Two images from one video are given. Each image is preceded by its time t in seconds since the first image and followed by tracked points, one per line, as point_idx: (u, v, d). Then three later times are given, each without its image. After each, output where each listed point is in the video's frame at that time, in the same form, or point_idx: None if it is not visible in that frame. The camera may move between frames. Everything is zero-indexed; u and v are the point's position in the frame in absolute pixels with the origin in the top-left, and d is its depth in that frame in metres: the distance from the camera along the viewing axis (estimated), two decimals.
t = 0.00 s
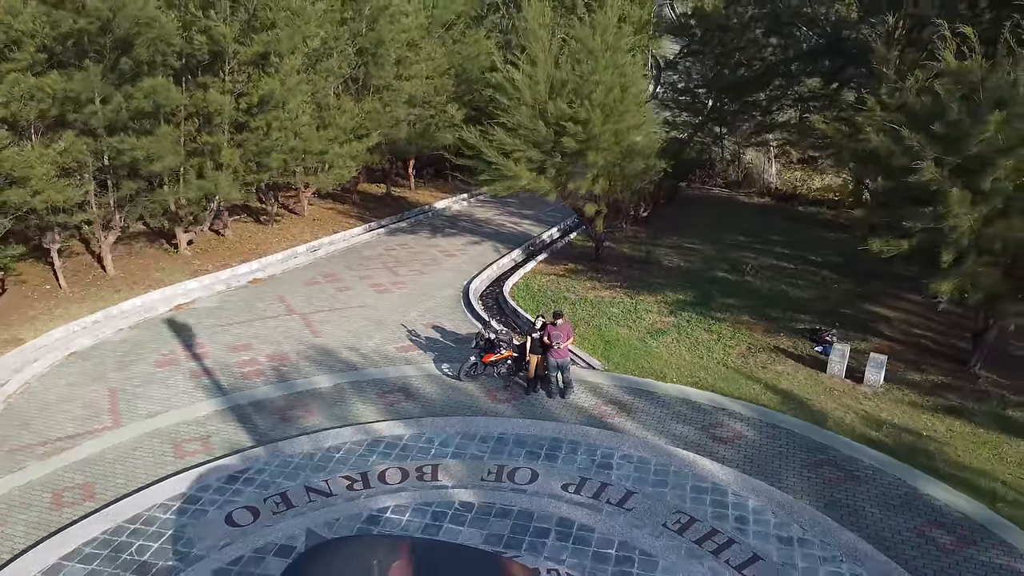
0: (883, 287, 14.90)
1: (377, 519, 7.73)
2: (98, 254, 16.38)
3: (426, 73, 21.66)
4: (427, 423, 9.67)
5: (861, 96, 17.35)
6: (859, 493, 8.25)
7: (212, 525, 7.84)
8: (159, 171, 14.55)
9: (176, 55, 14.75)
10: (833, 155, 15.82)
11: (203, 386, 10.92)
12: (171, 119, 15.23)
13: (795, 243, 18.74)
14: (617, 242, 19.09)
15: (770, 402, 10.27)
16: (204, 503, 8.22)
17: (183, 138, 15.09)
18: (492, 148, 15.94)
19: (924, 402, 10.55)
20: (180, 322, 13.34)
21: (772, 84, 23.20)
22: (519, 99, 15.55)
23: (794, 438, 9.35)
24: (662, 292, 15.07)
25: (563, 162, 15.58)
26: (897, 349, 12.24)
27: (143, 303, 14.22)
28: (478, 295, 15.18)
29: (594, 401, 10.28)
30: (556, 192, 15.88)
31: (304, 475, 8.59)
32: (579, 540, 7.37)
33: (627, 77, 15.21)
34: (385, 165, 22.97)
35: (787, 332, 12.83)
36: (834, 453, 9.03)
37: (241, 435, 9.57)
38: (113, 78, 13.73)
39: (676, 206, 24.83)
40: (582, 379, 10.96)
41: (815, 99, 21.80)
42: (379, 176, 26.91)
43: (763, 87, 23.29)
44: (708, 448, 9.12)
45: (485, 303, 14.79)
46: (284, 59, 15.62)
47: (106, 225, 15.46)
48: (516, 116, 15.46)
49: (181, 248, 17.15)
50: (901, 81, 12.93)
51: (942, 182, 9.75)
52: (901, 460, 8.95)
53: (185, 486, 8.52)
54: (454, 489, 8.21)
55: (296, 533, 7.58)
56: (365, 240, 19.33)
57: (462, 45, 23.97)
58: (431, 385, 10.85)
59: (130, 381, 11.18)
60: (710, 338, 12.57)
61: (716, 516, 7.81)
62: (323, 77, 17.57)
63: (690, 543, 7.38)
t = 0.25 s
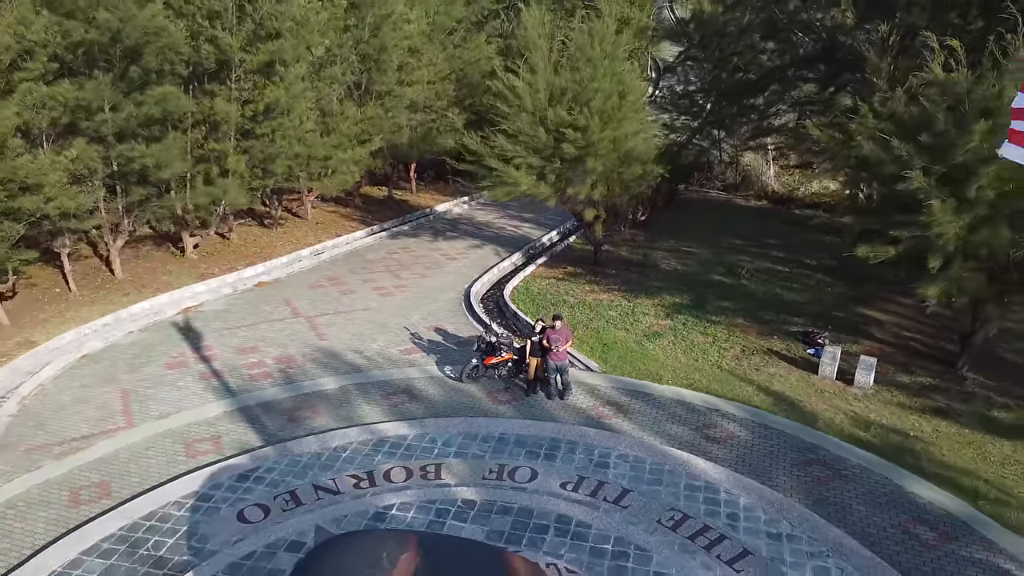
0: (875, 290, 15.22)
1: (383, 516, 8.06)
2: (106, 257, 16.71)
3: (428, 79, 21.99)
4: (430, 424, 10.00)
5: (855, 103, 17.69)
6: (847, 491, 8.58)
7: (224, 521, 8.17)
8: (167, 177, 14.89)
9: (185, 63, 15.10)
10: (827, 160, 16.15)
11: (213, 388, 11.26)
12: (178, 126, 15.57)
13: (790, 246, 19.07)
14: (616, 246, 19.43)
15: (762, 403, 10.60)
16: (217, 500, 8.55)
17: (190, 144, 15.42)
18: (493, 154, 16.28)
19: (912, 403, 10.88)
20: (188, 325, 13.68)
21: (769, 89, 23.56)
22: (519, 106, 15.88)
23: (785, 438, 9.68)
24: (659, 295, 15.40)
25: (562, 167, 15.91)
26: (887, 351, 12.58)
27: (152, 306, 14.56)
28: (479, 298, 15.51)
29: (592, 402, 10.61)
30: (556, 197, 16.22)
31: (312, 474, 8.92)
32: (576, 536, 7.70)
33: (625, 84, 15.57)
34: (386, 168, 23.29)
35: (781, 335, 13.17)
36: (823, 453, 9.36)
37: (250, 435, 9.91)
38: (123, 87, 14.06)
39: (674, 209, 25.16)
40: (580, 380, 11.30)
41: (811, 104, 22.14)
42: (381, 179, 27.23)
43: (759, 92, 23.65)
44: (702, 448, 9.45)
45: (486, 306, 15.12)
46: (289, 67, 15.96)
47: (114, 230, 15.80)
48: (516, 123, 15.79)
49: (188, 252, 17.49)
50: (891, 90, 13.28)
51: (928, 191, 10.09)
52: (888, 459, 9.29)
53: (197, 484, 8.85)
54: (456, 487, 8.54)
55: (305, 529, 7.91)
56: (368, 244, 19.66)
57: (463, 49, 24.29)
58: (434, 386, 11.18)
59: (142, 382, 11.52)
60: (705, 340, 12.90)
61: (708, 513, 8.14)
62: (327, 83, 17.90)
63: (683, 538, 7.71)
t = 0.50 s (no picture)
0: (868, 294, 15.55)
1: (388, 513, 8.39)
2: (115, 261, 17.05)
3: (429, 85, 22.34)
4: (434, 425, 10.34)
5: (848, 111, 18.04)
6: (835, 490, 8.92)
7: (237, 518, 8.50)
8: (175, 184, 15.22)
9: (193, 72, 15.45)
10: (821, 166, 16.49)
11: (222, 390, 11.60)
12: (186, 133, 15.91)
13: (785, 250, 19.41)
14: (615, 249, 19.76)
15: (755, 405, 10.94)
16: (229, 498, 8.89)
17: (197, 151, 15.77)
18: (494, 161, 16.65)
19: (900, 405, 11.22)
20: (196, 329, 14.01)
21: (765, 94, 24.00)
22: (520, 113, 16.22)
23: (777, 438, 10.01)
24: (657, 298, 15.73)
25: (561, 174, 16.25)
26: (878, 354, 12.91)
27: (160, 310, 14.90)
28: (481, 302, 15.83)
29: (590, 404, 10.94)
30: (555, 202, 16.55)
31: (320, 473, 9.26)
32: (575, 532, 8.03)
33: (623, 92, 16.03)
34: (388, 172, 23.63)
35: (775, 338, 13.50)
36: (813, 453, 9.69)
37: (259, 436, 10.24)
38: (132, 96, 14.41)
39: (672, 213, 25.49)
40: (579, 383, 11.63)
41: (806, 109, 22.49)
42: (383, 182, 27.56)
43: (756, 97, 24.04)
44: (696, 448, 9.79)
45: (487, 309, 15.46)
46: (295, 76, 16.32)
47: (123, 234, 16.14)
48: (517, 130, 16.14)
49: (194, 256, 17.82)
50: (882, 100, 13.63)
51: (915, 199, 10.43)
52: (876, 459, 9.62)
53: (210, 483, 9.18)
54: (459, 486, 8.87)
55: (314, 526, 8.24)
56: (371, 247, 19.99)
57: (463, 55, 24.65)
58: (437, 388, 11.51)
59: (153, 385, 11.86)
60: (701, 343, 13.24)
61: (702, 510, 8.48)
62: (331, 91, 18.25)
63: (677, 535, 8.04)
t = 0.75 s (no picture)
0: (861, 298, 15.90)
1: (394, 512, 8.74)
2: (124, 266, 17.41)
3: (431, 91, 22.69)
4: (437, 427, 10.69)
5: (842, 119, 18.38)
6: (824, 489, 9.27)
7: (249, 517, 8.85)
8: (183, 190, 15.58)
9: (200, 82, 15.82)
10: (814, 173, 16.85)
11: (231, 393, 11.96)
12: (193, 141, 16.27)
13: (781, 254, 19.75)
14: (613, 253, 20.11)
15: (749, 408, 11.29)
16: (241, 498, 9.24)
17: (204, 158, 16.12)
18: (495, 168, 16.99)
19: (889, 407, 11.57)
20: (205, 332, 14.37)
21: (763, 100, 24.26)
22: (520, 121, 16.58)
23: (769, 440, 10.37)
24: (654, 303, 16.08)
25: (561, 180, 16.62)
26: (869, 357, 13.26)
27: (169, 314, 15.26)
28: (482, 306, 16.18)
29: (589, 406, 11.30)
30: (555, 209, 16.91)
31: (328, 474, 9.61)
32: (573, 530, 8.38)
33: (621, 101, 16.38)
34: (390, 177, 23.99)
35: (769, 342, 13.85)
36: (804, 454, 10.05)
37: (269, 437, 10.60)
38: (142, 105, 14.77)
39: (670, 216, 25.84)
40: (577, 386, 11.98)
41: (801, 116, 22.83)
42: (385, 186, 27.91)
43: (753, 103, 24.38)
44: (691, 449, 10.14)
45: (488, 313, 15.81)
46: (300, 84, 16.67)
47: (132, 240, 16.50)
48: (517, 138, 16.51)
49: (201, 260, 18.18)
50: (873, 111, 13.99)
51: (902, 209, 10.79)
52: (865, 460, 9.97)
53: (222, 483, 9.54)
54: (462, 486, 9.22)
55: (323, 525, 8.59)
56: (374, 251, 20.34)
57: (464, 62, 25.01)
58: (440, 391, 11.86)
59: (164, 388, 12.23)
60: (697, 347, 13.59)
61: (695, 509, 8.83)
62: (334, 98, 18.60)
63: (671, 533, 8.40)
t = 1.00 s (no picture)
0: (853, 303, 16.27)
1: (400, 511, 9.10)
2: (132, 270, 17.78)
3: (433, 98, 23.06)
4: (440, 429, 11.06)
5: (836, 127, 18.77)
6: (813, 490, 9.64)
7: (261, 516, 9.22)
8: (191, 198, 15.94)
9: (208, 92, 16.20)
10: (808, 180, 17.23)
11: (240, 396, 12.34)
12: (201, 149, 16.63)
13: (777, 259, 20.12)
14: (612, 258, 20.50)
15: (742, 411, 11.66)
16: (252, 497, 9.61)
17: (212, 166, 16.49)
18: (496, 175, 17.36)
19: (879, 410, 11.94)
20: (213, 337, 14.75)
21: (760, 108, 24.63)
22: (520, 130, 16.94)
23: (760, 442, 10.74)
24: (651, 307, 16.45)
25: (560, 188, 17.01)
26: (860, 361, 13.63)
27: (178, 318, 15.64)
28: (483, 310, 16.56)
29: (587, 409, 11.67)
30: (555, 215, 17.29)
31: (336, 474, 9.98)
32: (572, 529, 8.76)
33: (619, 110, 16.77)
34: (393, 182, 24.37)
35: (763, 346, 14.22)
36: (794, 455, 10.42)
37: (278, 439, 10.98)
38: (152, 115, 15.15)
39: (668, 220, 26.21)
40: (576, 389, 12.35)
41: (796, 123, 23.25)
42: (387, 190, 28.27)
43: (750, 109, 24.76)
44: (685, 450, 10.51)
45: (489, 317, 16.18)
46: (306, 94, 17.06)
47: (141, 245, 16.87)
48: (518, 145, 16.88)
49: (207, 265, 18.55)
50: (864, 121, 14.36)
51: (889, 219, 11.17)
52: (854, 461, 10.34)
53: (234, 483, 9.90)
54: (465, 486, 9.59)
55: (332, 523, 8.96)
56: (376, 256, 20.71)
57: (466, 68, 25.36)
58: (443, 394, 12.23)
59: (175, 391, 12.60)
60: (693, 351, 13.96)
61: (689, 508, 9.20)
62: (338, 106, 18.96)
63: (666, 531, 8.77)
